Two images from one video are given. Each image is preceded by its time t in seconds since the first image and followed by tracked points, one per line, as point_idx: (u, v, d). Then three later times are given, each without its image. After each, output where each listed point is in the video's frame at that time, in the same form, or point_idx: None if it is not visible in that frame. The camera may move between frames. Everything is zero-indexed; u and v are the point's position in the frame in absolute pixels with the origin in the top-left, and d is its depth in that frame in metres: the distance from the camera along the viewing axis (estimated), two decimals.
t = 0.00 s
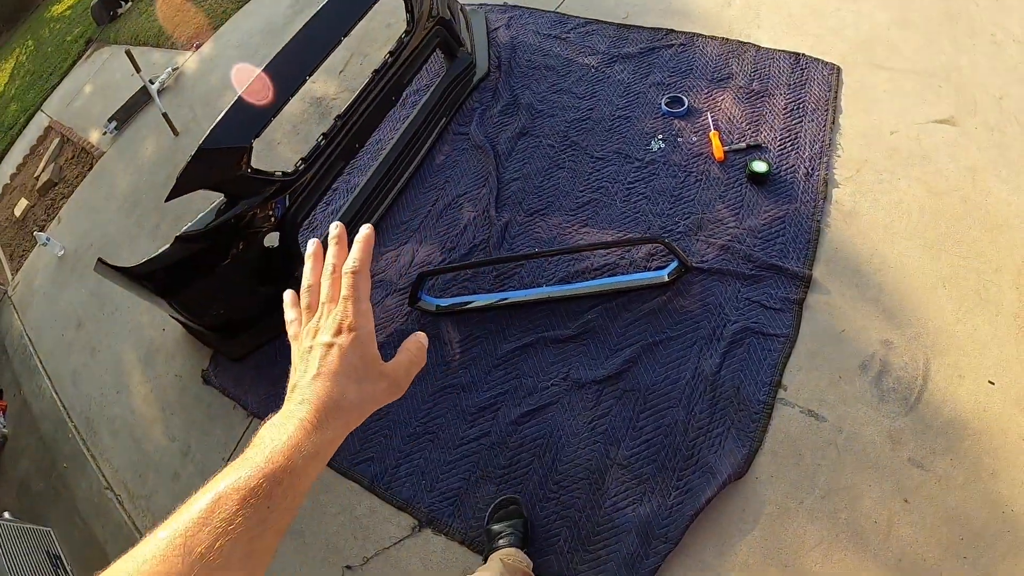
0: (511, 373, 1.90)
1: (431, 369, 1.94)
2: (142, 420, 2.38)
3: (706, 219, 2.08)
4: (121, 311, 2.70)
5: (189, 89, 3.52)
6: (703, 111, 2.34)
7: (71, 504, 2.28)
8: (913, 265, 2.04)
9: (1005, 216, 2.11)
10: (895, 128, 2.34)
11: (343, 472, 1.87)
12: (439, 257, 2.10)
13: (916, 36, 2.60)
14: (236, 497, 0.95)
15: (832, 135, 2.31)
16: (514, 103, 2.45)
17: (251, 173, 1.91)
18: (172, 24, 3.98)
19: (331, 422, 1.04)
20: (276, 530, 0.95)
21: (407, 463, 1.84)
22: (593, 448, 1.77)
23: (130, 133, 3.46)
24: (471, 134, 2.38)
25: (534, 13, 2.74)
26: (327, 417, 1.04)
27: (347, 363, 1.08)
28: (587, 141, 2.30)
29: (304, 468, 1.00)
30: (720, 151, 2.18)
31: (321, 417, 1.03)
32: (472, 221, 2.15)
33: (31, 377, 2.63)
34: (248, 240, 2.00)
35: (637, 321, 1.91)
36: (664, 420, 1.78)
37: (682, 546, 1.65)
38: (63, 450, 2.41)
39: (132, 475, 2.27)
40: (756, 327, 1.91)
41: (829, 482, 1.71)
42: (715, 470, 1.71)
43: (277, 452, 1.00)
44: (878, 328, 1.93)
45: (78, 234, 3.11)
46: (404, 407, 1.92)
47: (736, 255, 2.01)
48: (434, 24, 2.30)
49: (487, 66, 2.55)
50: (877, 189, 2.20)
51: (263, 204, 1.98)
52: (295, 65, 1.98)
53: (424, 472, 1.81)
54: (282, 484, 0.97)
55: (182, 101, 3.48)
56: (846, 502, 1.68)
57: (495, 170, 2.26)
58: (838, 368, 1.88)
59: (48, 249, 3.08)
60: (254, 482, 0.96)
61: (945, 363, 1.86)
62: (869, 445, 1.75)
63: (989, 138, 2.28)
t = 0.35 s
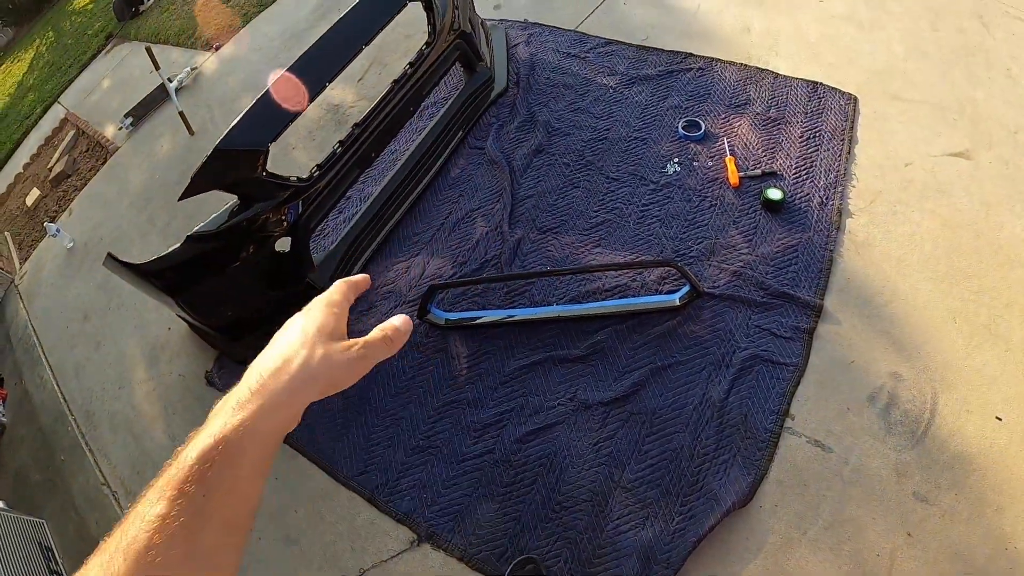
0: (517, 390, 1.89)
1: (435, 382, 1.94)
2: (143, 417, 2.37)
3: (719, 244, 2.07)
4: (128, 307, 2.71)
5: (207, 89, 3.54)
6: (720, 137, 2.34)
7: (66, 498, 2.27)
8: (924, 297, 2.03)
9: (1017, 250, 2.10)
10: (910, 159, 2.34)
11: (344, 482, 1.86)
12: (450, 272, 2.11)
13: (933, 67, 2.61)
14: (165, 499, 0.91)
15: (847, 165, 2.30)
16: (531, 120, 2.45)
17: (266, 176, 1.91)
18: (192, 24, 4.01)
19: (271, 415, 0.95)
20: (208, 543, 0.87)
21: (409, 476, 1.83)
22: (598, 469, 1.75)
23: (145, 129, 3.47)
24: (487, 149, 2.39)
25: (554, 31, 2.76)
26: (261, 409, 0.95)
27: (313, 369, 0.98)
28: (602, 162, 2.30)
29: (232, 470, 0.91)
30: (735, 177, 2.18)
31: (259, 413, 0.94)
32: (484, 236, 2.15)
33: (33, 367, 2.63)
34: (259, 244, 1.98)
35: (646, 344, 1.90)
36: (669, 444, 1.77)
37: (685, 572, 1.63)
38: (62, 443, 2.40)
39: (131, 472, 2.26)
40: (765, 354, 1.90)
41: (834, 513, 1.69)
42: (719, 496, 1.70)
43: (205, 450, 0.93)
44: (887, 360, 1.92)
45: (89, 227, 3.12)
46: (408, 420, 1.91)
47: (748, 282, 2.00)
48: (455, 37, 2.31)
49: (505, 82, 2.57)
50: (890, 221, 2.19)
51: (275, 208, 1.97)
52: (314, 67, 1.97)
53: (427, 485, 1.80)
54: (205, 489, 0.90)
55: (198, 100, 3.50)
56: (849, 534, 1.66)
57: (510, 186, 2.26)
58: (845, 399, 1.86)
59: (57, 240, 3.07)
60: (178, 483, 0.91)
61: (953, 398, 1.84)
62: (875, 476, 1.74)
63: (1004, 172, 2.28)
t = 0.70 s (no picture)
0: (528, 423, 1.94)
1: (448, 411, 2.00)
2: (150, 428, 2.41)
3: (728, 286, 2.14)
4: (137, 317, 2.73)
5: (224, 101, 3.59)
6: (731, 180, 2.41)
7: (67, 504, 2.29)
8: (923, 343, 2.09)
9: (1014, 301, 2.17)
10: (914, 208, 2.41)
11: (354, 505, 1.92)
12: (465, 303, 2.18)
13: (938, 117, 2.69)
14: None
15: (852, 213, 2.38)
16: (548, 155, 2.52)
17: (289, 202, 1.95)
18: (211, 35, 4.07)
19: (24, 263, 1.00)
20: (41, 391, 0.96)
21: (420, 502, 1.88)
22: (605, 503, 1.80)
23: (162, 137, 3.51)
24: (504, 182, 2.46)
25: (572, 68, 2.85)
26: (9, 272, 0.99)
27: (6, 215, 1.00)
28: (617, 200, 2.37)
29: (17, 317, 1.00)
30: (746, 222, 2.25)
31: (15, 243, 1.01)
32: (500, 269, 2.22)
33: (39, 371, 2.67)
34: (278, 267, 2.01)
35: (655, 383, 1.96)
36: (674, 481, 1.82)
37: None
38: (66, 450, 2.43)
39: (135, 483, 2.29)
40: (770, 397, 1.95)
41: (830, 552, 1.74)
42: (721, 534, 1.74)
43: None
44: (886, 405, 1.98)
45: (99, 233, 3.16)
46: (420, 448, 1.96)
47: (755, 325, 2.06)
48: (477, 71, 2.39)
49: (524, 116, 2.64)
50: (892, 268, 2.26)
51: (297, 233, 2.00)
52: (341, 94, 2.01)
53: (437, 512, 1.85)
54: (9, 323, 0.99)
55: (215, 111, 3.55)
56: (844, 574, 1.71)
57: (526, 220, 2.33)
58: (845, 441, 1.91)
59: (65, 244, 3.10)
60: None
61: (948, 444, 1.90)
62: (871, 517, 1.79)
63: (1004, 223, 2.35)
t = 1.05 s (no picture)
0: (540, 448, 1.89)
1: (457, 432, 1.95)
2: (146, 434, 2.34)
3: (746, 316, 2.11)
4: (138, 321, 2.68)
5: (234, 105, 3.57)
6: (749, 209, 2.40)
7: (54, 508, 2.23)
8: (937, 378, 2.06)
9: None
10: (927, 242, 2.40)
11: (356, 526, 1.85)
12: (477, 322, 2.14)
13: (952, 152, 2.69)
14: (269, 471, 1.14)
15: (869, 246, 2.37)
16: (564, 176, 2.51)
17: (303, 211, 1.93)
18: (224, 39, 4.07)
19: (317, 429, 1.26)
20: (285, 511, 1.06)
21: (425, 525, 1.82)
22: (617, 532, 1.74)
23: (171, 139, 3.48)
24: (520, 202, 2.44)
25: (590, 90, 2.86)
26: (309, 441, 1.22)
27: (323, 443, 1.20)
28: (634, 224, 2.35)
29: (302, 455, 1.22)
30: (764, 251, 2.23)
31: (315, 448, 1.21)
32: (515, 289, 2.19)
33: (33, 369, 2.62)
34: (286, 278, 1.98)
35: (671, 411, 1.92)
36: (689, 512, 1.76)
37: None
38: (56, 452, 2.36)
39: (127, 491, 2.22)
40: (786, 429, 1.91)
41: None
42: (736, 567, 1.69)
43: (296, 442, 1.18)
44: (900, 439, 1.94)
45: (101, 231, 3.12)
46: (428, 469, 1.91)
47: (772, 355, 2.03)
48: (497, 88, 2.37)
49: (541, 135, 2.63)
50: (906, 300, 2.24)
51: (308, 244, 1.97)
52: (360, 104, 1.99)
53: (442, 536, 1.79)
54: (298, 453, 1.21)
55: (224, 115, 3.53)
56: None
57: (542, 241, 2.31)
58: (859, 475, 1.87)
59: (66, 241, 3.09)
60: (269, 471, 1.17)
61: (962, 479, 1.86)
62: (885, 552, 1.74)
63: (1019, 260, 2.34)
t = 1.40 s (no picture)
0: (536, 475, 1.84)
1: (450, 455, 1.90)
2: (132, 443, 2.23)
3: (748, 346, 2.08)
4: (128, 326, 2.62)
5: (236, 112, 3.55)
6: (753, 238, 2.37)
7: (32, 513, 2.10)
8: (939, 412, 2.03)
9: None
10: (930, 275, 2.38)
11: (345, 548, 1.80)
12: (475, 343, 2.10)
13: (955, 186, 2.69)
14: None
15: (872, 278, 2.35)
16: (568, 198, 2.49)
17: (302, 222, 1.89)
18: (228, 46, 4.05)
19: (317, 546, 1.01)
20: None
21: (415, 549, 1.76)
22: (612, 563, 1.68)
23: (171, 143, 3.45)
24: (522, 222, 2.41)
25: (596, 113, 2.86)
26: None
27: None
28: (637, 249, 2.32)
29: None
30: (768, 281, 2.20)
31: None
32: (514, 311, 2.16)
33: (18, 369, 2.55)
34: (280, 290, 1.94)
35: (671, 442, 1.87)
36: (687, 545, 1.71)
37: None
38: (38, 455, 2.26)
39: (109, 500, 2.09)
40: (787, 462, 1.87)
41: None
42: None
43: None
44: (901, 474, 1.90)
45: (96, 232, 3.08)
46: (419, 493, 1.86)
47: (774, 387, 2.00)
48: (504, 106, 2.37)
49: (545, 156, 2.63)
50: (908, 333, 2.21)
51: (304, 257, 1.93)
52: (363, 117, 1.96)
53: (433, 561, 1.73)
54: None
55: (224, 122, 3.50)
56: None
57: (543, 264, 2.28)
58: (860, 509, 1.83)
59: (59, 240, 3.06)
60: None
61: (963, 515, 1.82)
62: None
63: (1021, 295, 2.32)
